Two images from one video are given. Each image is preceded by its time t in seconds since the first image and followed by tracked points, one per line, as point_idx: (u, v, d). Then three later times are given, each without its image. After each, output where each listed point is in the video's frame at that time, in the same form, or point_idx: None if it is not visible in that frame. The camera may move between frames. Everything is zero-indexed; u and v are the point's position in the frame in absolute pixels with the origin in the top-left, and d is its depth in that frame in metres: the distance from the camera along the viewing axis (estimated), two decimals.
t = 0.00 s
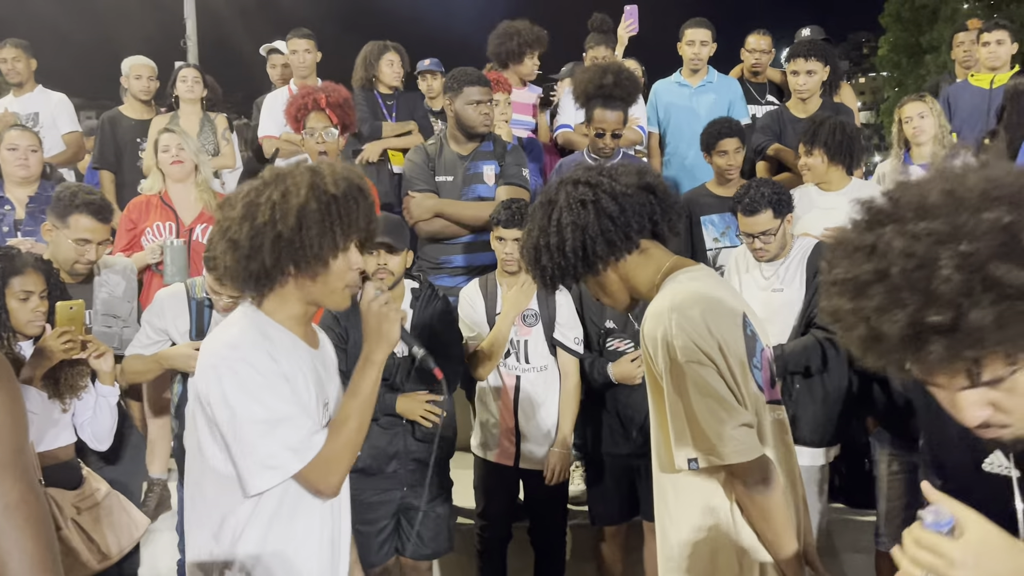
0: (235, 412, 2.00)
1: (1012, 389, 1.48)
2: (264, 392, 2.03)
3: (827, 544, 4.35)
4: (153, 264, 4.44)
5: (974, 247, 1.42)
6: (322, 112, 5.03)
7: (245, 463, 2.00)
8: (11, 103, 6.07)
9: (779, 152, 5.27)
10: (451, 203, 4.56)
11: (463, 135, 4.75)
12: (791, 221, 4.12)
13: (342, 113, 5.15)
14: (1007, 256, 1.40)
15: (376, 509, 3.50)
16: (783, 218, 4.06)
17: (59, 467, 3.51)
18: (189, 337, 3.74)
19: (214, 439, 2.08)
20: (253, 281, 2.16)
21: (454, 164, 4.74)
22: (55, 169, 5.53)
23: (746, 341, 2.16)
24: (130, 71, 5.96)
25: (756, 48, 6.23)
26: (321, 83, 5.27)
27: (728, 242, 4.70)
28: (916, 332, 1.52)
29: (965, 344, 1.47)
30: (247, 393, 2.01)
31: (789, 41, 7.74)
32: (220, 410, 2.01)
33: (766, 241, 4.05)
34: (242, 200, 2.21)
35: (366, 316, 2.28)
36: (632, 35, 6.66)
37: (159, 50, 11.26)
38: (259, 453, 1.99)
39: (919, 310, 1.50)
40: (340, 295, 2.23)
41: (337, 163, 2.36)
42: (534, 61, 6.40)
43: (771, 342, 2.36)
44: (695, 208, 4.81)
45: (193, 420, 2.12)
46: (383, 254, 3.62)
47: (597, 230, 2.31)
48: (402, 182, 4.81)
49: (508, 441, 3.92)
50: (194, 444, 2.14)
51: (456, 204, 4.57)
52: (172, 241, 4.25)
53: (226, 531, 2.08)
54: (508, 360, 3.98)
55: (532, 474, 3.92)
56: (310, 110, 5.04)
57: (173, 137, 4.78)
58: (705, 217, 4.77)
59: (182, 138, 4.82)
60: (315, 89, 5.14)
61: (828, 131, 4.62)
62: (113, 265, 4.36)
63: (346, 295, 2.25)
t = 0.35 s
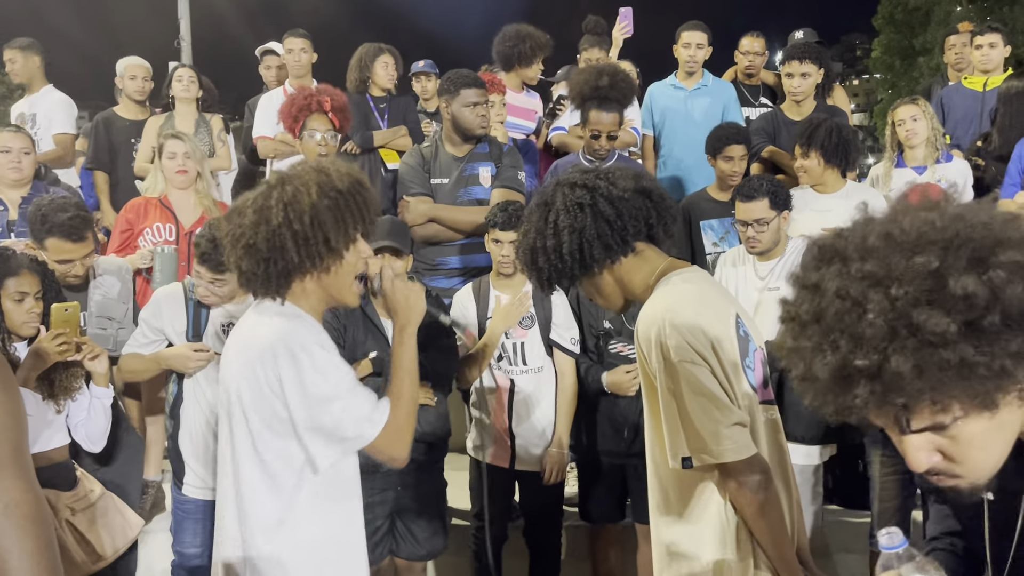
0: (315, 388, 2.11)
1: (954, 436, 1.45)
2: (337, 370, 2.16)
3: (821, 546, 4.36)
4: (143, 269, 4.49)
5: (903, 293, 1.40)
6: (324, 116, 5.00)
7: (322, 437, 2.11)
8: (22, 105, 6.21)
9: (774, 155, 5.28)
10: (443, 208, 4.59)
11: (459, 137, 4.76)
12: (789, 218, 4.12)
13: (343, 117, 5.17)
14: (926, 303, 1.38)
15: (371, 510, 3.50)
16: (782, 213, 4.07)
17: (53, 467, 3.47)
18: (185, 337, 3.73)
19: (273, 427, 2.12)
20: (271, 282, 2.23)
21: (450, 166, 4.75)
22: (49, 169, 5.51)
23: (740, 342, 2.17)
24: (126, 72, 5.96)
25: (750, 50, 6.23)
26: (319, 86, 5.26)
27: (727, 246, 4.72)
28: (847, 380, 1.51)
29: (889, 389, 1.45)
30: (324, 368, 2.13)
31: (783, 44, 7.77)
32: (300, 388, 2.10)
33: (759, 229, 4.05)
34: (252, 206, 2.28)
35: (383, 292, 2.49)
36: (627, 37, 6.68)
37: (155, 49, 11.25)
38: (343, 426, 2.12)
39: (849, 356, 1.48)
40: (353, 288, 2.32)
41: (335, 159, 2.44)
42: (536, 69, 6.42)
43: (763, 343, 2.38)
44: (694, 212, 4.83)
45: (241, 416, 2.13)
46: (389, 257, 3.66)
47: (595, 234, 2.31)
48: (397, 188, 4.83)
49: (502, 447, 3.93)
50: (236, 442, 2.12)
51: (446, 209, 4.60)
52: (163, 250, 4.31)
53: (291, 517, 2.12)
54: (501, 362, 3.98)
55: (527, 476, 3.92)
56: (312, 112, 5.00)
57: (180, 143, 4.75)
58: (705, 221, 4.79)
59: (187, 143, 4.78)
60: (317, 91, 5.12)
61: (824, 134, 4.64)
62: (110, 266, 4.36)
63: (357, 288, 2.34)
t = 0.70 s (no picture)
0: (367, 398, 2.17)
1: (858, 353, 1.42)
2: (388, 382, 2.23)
3: (810, 546, 4.38)
4: (139, 265, 4.47)
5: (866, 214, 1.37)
6: (322, 117, 5.00)
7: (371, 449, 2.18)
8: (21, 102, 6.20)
9: (764, 157, 5.26)
10: (438, 213, 4.57)
11: (451, 138, 4.76)
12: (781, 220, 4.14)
13: (340, 121, 5.20)
14: (885, 261, 1.33)
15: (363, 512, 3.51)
16: (776, 211, 4.08)
17: (43, 470, 3.52)
18: (176, 339, 3.73)
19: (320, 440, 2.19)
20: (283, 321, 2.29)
21: (443, 169, 4.76)
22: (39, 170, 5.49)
23: (726, 347, 2.19)
24: (117, 72, 5.94)
25: (741, 53, 6.26)
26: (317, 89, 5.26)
27: (716, 248, 4.73)
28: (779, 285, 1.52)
29: (810, 313, 1.46)
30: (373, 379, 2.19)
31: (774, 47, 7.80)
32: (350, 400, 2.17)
33: (751, 221, 4.06)
34: (265, 239, 2.26)
35: (400, 302, 2.63)
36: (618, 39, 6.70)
37: (148, 50, 11.23)
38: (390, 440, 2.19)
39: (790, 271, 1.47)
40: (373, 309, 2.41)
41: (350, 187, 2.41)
42: (522, 76, 6.42)
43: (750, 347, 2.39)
44: (684, 213, 4.84)
45: (285, 430, 2.17)
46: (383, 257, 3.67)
47: (576, 235, 2.34)
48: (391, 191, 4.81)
49: (494, 449, 3.90)
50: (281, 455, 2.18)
51: (442, 213, 4.58)
52: (158, 245, 4.29)
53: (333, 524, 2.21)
54: (489, 365, 3.99)
55: (517, 478, 3.93)
56: (312, 113, 5.00)
57: (166, 140, 4.76)
58: (694, 221, 4.80)
59: (175, 141, 4.79)
60: (318, 93, 5.12)
61: (812, 135, 4.65)
62: (113, 270, 4.37)
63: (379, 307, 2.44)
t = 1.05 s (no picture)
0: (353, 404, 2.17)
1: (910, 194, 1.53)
2: (371, 383, 2.22)
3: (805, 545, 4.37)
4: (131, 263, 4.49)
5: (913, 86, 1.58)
6: (314, 117, 4.98)
7: (361, 453, 2.19)
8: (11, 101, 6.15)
9: (759, 157, 5.29)
10: (435, 214, 4.56)
11: (447, 137, 4.74)
12: (775, 220, 4.14)
13: (333, 120, 5.15)
14: (925, 105, 1.54)
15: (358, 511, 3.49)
16: (771, 210, 4.09)
17: (36, 471, 3.49)
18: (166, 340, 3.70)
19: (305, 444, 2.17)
20: (281, 298, 2.27)
21: (439, 169, 4.74)
22: (31, 169, 5.46)
23: (720, 344, 2.18)
24: (110, 72, 5.91)
25: (736, 53, 6.26)
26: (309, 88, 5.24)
27: (714, 248, 4.74)
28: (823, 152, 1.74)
29: (847, 162, 1.64)
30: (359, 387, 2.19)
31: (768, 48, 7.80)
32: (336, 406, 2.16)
33: (747, 218, 4.03)
34: (265, 226, 2.36)
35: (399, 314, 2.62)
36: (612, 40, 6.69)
37: (139, 50, 11.17)
38: (377, 441, 2.20)
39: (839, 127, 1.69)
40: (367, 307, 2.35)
41: (355, 182, 2.48)
42: (519, 72, 6.36)
43: (745, 346, 2.39)
44: (681, 212, 4.84)
45: (271, 436, 2.15)
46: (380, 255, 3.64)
47: (580, 236, 2.32)
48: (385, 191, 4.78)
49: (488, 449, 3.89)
50: (268, 459, 2.16)
51: (439, 215, 4.57)
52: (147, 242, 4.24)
53: (322, 530, 2.19)
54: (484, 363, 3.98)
55: (512, 477, 3.91)
56: (303, 113, 4.99)
57: (158, 146, 4.68)
58: (693, 221, 4.79)
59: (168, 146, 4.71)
60: (309, 93, 5.12)
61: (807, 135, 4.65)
62: (108, 267, 4.30)
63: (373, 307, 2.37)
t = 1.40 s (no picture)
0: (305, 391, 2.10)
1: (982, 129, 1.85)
2: (337, 373, 2.15)
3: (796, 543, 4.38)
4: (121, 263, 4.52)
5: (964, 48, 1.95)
6: (305, 115, 4.96)
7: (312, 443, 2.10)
8: None
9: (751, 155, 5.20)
10: (428, 213, 4.54)
11: (440, 134, 4.73)
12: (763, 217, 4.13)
13: (324, 119, 5.11)
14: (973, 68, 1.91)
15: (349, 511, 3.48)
16: (759, 208, 4.07)
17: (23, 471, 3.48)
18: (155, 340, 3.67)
19: (268, 432, 2.16)
20: (281, 280, 2.26)
21: (431, 166, 4.72)
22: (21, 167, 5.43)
23: (713, 346, 2.17)
24: (101, 68, 5.87)
25: (729, 51, 6.24)
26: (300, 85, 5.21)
27: (702, 245, 4.73)
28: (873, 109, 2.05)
29: (916, 107, 1.93)
30: (315, 373, 2.12)
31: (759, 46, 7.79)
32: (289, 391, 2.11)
33: (737, 214, 4.02)
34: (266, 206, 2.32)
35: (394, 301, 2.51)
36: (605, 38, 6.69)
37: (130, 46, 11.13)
38: (331, 432, 2.09)
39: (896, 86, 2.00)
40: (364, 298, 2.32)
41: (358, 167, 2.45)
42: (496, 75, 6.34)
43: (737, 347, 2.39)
44: (670, 210, 4.84)
45: (239, 421, 2.17)
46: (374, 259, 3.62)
47: (573, 230, 2.31)
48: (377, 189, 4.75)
49: (478, 449, 3.89)
50: (236, 441, 2.19)
51: (432, 213, 4.55)
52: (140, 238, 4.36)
53: (283, 522, 2.15)
54: (476, 361, 3.96)
55: (504, 476, 3.91)
56: (294, 111, 4.96)
57: (157, 135, 4.69)
58: (682, 219, 4.79)
59: (166, 138, 4.72)
60: (299, 91, 5.08)
61: (772, 136, 4.64)
62: (112, 267, 4.24)
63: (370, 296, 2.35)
